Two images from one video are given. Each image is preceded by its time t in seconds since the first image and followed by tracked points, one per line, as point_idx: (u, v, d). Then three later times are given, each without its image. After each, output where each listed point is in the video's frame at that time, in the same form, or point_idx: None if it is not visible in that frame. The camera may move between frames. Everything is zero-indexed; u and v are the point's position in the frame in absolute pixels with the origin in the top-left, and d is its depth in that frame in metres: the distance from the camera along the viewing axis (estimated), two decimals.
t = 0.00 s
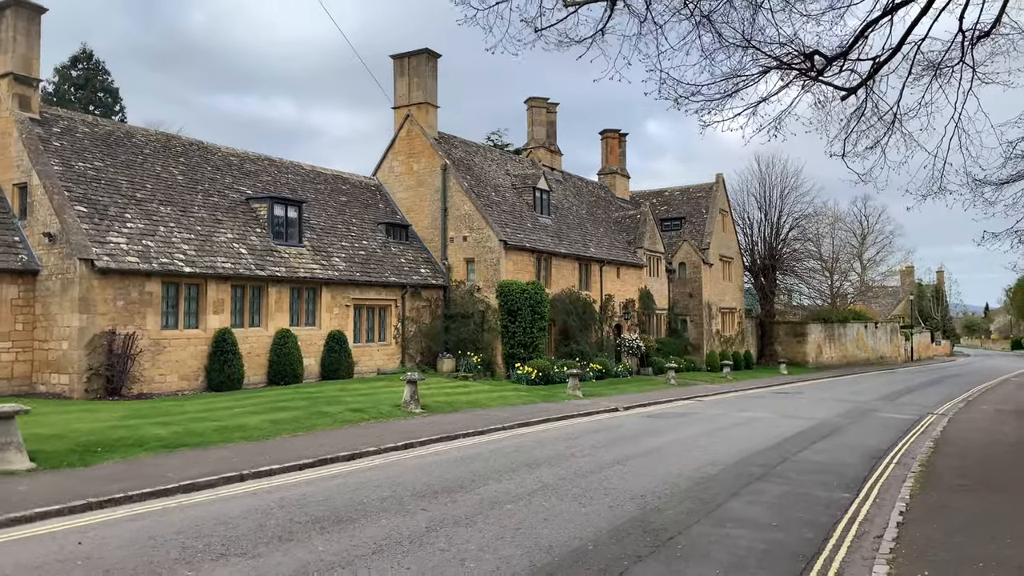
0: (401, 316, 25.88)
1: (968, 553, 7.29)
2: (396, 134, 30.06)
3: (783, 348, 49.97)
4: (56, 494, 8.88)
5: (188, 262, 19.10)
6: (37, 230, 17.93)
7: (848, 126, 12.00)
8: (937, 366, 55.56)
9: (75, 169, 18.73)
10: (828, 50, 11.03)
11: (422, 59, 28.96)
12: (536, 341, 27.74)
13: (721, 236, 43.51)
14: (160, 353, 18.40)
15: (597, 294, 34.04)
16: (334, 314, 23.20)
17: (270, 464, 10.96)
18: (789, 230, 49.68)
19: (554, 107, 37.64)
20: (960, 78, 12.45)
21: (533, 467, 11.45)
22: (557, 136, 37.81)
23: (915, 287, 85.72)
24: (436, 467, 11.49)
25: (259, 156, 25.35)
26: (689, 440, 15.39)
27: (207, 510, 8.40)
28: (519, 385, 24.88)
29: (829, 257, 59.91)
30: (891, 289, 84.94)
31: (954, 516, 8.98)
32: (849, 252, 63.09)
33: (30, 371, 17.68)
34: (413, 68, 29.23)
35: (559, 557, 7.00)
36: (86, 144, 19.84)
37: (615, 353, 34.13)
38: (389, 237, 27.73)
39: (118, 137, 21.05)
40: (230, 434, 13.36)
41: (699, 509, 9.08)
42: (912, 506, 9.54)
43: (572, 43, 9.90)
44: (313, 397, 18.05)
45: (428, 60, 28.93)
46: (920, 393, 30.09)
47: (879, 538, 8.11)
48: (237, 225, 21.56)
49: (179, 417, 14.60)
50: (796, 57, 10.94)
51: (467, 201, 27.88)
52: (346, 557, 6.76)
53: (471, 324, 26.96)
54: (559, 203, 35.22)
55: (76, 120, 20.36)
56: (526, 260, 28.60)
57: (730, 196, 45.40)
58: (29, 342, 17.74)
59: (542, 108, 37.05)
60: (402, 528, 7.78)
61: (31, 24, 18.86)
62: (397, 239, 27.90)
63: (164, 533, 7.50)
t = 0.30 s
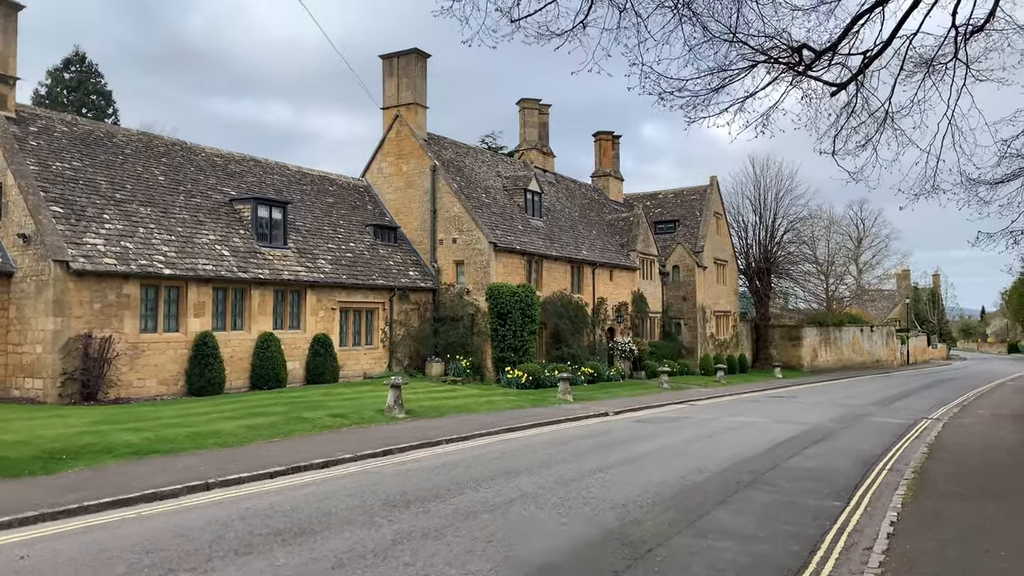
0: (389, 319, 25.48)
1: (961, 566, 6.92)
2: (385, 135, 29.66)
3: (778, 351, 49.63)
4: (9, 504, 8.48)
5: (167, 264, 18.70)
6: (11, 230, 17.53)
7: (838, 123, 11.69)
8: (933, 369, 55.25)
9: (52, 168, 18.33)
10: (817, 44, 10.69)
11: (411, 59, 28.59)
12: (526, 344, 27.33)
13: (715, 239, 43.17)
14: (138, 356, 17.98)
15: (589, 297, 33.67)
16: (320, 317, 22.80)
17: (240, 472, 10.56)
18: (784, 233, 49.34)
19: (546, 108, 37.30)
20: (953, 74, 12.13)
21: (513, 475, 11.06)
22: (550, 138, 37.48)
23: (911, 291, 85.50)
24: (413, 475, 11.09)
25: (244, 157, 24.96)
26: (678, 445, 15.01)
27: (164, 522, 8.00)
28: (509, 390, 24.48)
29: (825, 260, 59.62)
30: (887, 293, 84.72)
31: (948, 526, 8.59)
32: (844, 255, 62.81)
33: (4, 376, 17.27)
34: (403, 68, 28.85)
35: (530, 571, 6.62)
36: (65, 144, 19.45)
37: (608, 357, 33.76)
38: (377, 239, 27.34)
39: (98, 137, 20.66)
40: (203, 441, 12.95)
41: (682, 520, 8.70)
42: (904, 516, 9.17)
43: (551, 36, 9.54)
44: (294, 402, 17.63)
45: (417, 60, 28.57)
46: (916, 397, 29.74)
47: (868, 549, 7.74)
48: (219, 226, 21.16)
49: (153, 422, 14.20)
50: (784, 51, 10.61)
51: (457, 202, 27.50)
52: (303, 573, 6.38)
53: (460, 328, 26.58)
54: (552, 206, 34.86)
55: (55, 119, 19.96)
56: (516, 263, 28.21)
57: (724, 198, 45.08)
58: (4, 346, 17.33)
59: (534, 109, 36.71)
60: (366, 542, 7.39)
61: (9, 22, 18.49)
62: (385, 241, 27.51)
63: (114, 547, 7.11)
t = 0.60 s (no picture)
0: (378, 323, 25.08)
1: None
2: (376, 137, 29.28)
3: (775, 355, 49.26)
4: None
5: (149, 265, 18.30)
6: None
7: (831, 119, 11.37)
8: (931, 374, 54.87)
9: (30, 168, 17.94)
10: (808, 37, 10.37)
11: (402, 59, 28.22)
12: (519, 348, 26.92)
13: (711, 242, 42.82)
14: (118, 361, 17.56)
15: (583, 301, 33.27)
16: (307, 320, 22.40)
17: (209, 480, 10.15)
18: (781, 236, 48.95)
19: (541, 110, 36.97)
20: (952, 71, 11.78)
21: (495, 483, 10.65)
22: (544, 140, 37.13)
23: (909, 295, 85.17)
24: (391, 483, 10.68)
25: (231, 158, 24.58)
26: (669, 452, 14.61)
27: (122, 534, 7.60)
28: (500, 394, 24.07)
29: (822, 263, 59.28)
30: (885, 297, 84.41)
31: (946, 538, 8.18)
32: (842, 259, 62.52)
33: None
34: (394, 69, 28.48)
35: None
36: (45, 143, 19.06)
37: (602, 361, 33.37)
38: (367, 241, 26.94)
39: (80, 137, 20.27)
40: (178, 447, 12.54)
41: (668, 532, 8.30)
42: (900, 526, 8.77)
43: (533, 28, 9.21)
44: (277, 407, 17.20)
45: (408, 60, 28.21)
46: (914, 402, 29.35)
47: (862, 563, 7.33)
48: (204, 228, 20.77)
49: (128, 428, 13.79)
50: (775, 44, 10.28)
51: (448, 204, 27.12)
52: None
53: (451, 331, 26.19)
54: (545, 208, 34.49)
55: (35, 118, 19.58)
56: (508, 266, 27.82)
57: (720, 201, 44.76)
58: None
59: (528, 111, 36.36)
60: (331, 556, 6.98)
61: None
62: (376, 243, 27.11)
63: (62, 562, 6.70)
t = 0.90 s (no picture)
0: (368, 325, 24.67)
1: None
2: (367, 136, 28.89)
3: (773, 358, 48.87)
4: None
5: (131, 266, 17.90)
6: None
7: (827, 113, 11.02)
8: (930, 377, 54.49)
9: (9, 166, 17.54)
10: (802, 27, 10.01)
11: (394, 57, 27.83)
12: (512, 350, 26.51)
13: (709, 244, 42.43)
14: (98, 363, 17.16)
15: (579, 303, 32.87)
16: (295, 322, 21.99)
17: (178, 488, 9.73)
18: (779, 238, 48.55)
19: (535, 110, 36.59)
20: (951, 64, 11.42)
21: (477, 491, 10.24)
22: (539, 140, 36.77)
23: (909, 298, 84.89)
24: (368, 492, 10.27)
25: (218, 157, 24.19)
26: (661, 457, 14.20)
27: (75, 548, 7.20)
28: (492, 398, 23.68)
29: (821, 265, 58.92)
30: (884, 300, 84.08)
31: (945, 551, 7.76)
32: (841, 261, 62.13)
33: None
34: (385, 67, 28.10)
35: None
36: (25, 141, 18.67)
37: (598, 363, 32.98)
38: (357, 242, 26.54)
39: (62, 136, 19.89)
40: (152, 454, 12.12)
41: (654, 543, 7.88)
42: (898, 537, 8.36)
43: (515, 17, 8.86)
44: (260, 411, 16.79)
45: (400, 59, 27.83)
46: (913, 405, 28.94)
47: None
48: (189, 228, 20.37)
49: (102, 433, 13.38)
50: (768, 33, 9.92)
51: (440, 204, 26.73)
52: None
53: (443, 334, 25.77)
54: (540, 209, 34.10)
55: (15, 116, 19.19)
56: (501, 267, 27.41)
57: (718, 202, 44.37)
58: None
59: (523, 111, 35.99)
60: (292, 570, 6.58)
61: None
62: (367, 244, 26.70)
63: None
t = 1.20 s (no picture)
0: (356, 325, 24.25)
1: None
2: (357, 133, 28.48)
3: (771, 359, 48.46)
4: None
5: (109, 264, 17.49)
6: None
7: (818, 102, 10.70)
8: (929, 378, 54.09)
9: None
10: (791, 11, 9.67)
11: (384, 53, 27.42)
12: (503, 351, 26.08)
13: (705, 244, 42.03)
14: (74, 364, 16.73)
15: (573, 303, 32.45)
16: (280, 322, 21.57)
17: (140, 492, 9.30)
18: (776, 238, 48.12)
19: (529, 108, 36.20)
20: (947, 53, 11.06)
21: (453, 495, 9.82)
22: (533, 139, 36.37)
23: (908, 299, 84.56)
24: (340, 495, 9.85)
25: (203, 154, 23.79)
26: (650, 459, 13.78)
27: (17, 557, 6.79)
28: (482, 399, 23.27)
29: (819, 265, 58.55)
30: (882, 301, 83.72)
31: (940, 557, 7.34)
32: (839, 261, 61.74)
33: None
34: (375, 63, 27.69)
35: None
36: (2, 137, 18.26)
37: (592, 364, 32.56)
38: (346, 240, 26.12)
39: (41, 131, 19.49)
40: (121, 456, 11.69)
41: (633, 551, 7.46)
42: (891, 543, 7.96)
43: None
44: (240, 413, 16.35)
45: (390, 55, 27.42)
46: (911, 406, 28.51)
47: None
48: (171, 225, 19.96)
49: (72, 435, 12.96)
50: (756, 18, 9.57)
51: (430, 202, 26.33)
52: None
53: (433, 334, 25.34)
54: (534, 208, 33.70)
55: None
56: (493, 266, 26.98)
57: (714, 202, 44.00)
58: None
59: (516, 109, 35.59)
60: None
61: None
62: (356, 243, 26.28)
63: None
